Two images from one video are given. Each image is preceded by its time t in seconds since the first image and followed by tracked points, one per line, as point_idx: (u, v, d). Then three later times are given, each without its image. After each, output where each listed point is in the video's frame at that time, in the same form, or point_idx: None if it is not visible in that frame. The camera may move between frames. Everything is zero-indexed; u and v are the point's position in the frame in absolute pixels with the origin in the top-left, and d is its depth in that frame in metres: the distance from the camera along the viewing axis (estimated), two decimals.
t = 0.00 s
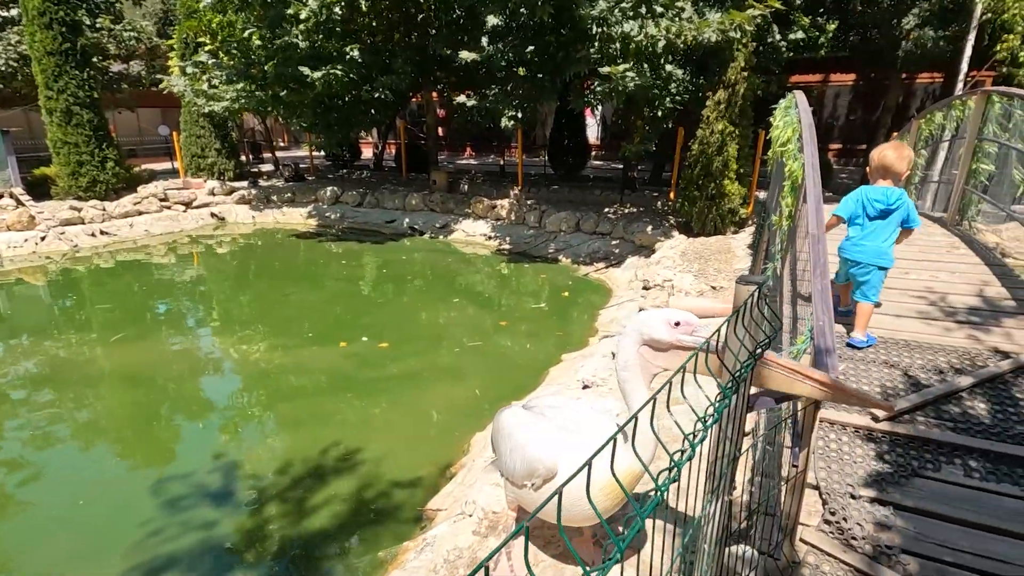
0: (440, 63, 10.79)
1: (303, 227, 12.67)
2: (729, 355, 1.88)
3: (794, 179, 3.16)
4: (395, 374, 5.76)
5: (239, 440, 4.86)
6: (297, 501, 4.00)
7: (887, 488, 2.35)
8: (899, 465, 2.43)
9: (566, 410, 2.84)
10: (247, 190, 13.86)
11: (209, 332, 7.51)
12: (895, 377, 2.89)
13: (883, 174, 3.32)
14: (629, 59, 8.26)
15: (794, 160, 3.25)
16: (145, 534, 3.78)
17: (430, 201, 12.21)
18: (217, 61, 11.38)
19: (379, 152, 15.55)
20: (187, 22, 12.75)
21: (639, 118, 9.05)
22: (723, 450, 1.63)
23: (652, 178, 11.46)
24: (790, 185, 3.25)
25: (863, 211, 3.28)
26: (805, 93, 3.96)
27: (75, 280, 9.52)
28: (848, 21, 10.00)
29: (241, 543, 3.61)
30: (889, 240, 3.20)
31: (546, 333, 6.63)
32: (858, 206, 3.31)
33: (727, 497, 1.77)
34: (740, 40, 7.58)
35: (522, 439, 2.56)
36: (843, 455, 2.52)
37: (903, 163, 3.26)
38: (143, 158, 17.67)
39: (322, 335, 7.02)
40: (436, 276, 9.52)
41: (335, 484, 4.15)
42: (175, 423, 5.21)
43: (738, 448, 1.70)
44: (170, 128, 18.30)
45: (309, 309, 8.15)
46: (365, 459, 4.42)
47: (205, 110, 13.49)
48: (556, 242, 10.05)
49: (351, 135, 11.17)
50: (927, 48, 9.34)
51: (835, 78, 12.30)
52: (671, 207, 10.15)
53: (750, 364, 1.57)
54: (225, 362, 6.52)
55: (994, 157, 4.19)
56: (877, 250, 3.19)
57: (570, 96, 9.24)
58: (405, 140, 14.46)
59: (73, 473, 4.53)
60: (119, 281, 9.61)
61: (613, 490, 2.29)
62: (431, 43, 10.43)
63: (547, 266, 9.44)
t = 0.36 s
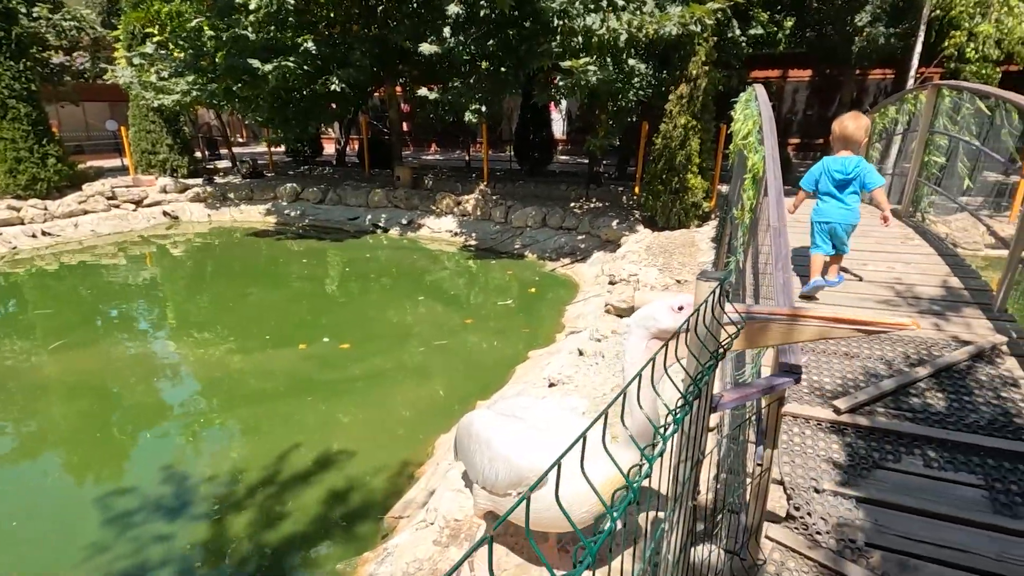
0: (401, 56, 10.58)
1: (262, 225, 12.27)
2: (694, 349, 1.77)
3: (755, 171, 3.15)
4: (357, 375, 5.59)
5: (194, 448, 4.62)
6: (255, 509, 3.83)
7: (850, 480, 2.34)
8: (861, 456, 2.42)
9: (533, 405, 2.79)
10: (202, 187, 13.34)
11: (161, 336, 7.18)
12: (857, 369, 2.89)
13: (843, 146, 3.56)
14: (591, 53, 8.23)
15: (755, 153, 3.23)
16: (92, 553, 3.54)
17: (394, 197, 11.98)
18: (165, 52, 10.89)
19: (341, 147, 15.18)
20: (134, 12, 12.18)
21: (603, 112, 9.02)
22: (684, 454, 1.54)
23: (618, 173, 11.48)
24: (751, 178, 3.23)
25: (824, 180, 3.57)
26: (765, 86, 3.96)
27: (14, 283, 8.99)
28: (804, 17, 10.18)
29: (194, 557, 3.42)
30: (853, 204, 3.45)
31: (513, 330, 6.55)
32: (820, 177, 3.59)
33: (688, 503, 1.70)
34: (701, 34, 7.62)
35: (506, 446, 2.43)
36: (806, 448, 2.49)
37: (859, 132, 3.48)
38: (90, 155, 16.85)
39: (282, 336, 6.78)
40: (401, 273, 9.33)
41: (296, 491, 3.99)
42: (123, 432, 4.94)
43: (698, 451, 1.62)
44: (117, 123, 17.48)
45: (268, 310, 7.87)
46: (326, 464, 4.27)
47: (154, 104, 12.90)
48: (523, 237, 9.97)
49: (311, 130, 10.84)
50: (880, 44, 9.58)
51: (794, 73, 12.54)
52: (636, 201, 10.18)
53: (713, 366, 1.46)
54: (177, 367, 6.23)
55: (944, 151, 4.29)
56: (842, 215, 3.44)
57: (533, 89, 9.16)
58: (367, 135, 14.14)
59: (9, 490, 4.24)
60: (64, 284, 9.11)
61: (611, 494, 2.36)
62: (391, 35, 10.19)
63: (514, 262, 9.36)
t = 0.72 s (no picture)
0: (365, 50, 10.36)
1: (223, 225, 11.89)
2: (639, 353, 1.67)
3: (714, 166, 3.13)
4: (321, 378, 5.44)
5: (149, 458, 4.42)
6: (215, 518, 3.67)
7: (809, 476, 2.33)
8: (820, 452, 2.42)
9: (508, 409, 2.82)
10: (159, 186, 12.87)
11: (114, 342, 6.87)
12: (815, 362, 2.90)
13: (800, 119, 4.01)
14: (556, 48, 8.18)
15: (714, 148, 3.22)
16: (41, 572, 3.34)
17: (360, 195, 11.75)
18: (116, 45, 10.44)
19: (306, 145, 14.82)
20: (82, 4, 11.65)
21: (569, 108, 8.99)
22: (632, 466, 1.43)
23: (586, 169, 11.48)
24: (710, 173, 3.22)
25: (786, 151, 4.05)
26: (723, 82, 3.96)
27: None
28: (765, 16, 10.34)
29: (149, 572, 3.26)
30: (813, 169, 3.92)
31: (480, 329, 6.48)
32: (783, 148, 4.04)
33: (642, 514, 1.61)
34: (664, 31, 7.65)
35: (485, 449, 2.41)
36: (766, 445, 2.47)
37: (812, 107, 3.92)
38: (38, 154, 16.07)
39: (242, 340, 6.56)
40: (368, 273, 9.15)
41: (258, 499, 3.84)
42: (72, 442, 4.69)
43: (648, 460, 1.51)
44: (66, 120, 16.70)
45: (228, 312, 7.62)
46: (288, 470, 4.12)
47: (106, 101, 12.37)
48: (492, 235, 9.89)
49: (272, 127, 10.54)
50: (837, 42, 9.80)
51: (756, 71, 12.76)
52: (604, 198, 10.20)
53: (655, 374, 1.36)
54: (130, 374, 5.96)
55: (900, 146, 4.29)
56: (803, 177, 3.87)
57: (500, 85, 9.07)
58: (332, 133, 13.84)
59: None
60: (10, 289, 8.65)
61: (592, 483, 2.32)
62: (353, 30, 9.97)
63: (483, 260, 9.28)
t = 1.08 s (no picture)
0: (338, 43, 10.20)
1: (195, 222, 11.65)
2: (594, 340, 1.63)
3: (680, 157, 3.15)
4: (293, 376, 5.37)
5: (115, 458, 4.31)
6: (185, 518, 3.60)
7: (773, 462, 2.34)
8: (783, 438, 2.44)
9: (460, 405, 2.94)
10: (127, 183, 12.55)
11: (79, 343, 6.68)
12: (780, 350, 2.93)
13: (766, 101, 4.32)
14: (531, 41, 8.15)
15: (681, 139, 3.24)
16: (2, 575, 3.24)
17: (335, 191, 11.61)
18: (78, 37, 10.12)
19: (280, 140, 14.57)
20: None
21: (545, 101, 8.98)
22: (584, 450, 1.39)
23: (564, 164, 11.48)
24: (678, 165, 3.23)
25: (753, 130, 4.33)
26: (692, 74, 3.98)
27: None
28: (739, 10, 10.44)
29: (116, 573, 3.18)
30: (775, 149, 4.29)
31: (455, 325, 6.45)
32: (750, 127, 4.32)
33: (602, 503, 1.56)
34: (638, 24, 7.68)
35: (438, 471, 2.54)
36: (731, 433, 2.49)
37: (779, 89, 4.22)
38: None
39: (213, 339, 6.43)
40: (344, 269, 9.05)
41: (230, 497, 3.78)
42: (35, 444, 4.55)
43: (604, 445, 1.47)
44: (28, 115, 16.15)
45: (199, 311, 7.46)
46: (260, 469, 4.06)
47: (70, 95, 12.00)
48: (469, 230, 9.85)
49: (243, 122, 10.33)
50: (809, 36, 9.93)
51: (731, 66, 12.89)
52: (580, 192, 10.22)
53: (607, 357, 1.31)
54: (96, 374, 5.80)
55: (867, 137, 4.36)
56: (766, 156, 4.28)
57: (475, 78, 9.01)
58: (306, 128, 13.63)
59: None
60: None
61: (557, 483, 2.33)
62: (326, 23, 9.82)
63: (460, 255, 9.24)
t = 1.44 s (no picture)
0: (323, 38, 10.18)
1: (179, 220, 11.55)
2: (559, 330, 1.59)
3: (655, 152, 3.18)
4: (275, 373, 5.35)
5: (91, 459, 4.28)
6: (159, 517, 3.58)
7: (744, 452, 2.38)
8: (754, 429, 2.47)
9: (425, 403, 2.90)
10: (110, 181, 12.42)
11: (59, 342, 6.61)
12: (753, 342, 2.97)
13: (738, 92, 4.64)
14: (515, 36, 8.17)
15: (656, 134, 3.26)
16: None
17: (321, 188, 11.55)
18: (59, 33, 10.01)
19: (266, 137, 14.45)
20: None
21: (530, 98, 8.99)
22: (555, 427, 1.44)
23: (551, 160, 11.48)
24: (652, 160, 3.26)
25: (726, 120, 4.72)
26: (670, 70, 3.98)
27: None
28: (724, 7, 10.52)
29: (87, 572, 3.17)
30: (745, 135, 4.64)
31: (439, 322, 6.44)
32: (723, 117, 4.72)
33: (564, 495, 1.56)
34: (621, 20, 7.73)
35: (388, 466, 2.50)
36: (702, 424, 2.52)
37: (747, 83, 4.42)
38: None
39: (194, 337, 6.39)
40: (329, 267, 9.01)
41: (207, 496, 3.77)
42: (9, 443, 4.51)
43: (565, 435, 1.47)
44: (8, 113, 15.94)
45: (181, 309, 7.42)
46: (240, 467, 4.05)
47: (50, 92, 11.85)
48: (455, 227, 9.83)
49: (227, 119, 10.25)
50: (793, 31, 10.01)
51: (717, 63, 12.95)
52: (566, 188, 10.23)
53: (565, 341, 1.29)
54: (76, 373, 5.75)
55: (843, 132, 4.47)
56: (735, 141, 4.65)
57: (461, 75, 9.01)
58: (291, 125, 13.54)
59: None
60: None
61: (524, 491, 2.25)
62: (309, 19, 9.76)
63: (446, 252, 9.23)
